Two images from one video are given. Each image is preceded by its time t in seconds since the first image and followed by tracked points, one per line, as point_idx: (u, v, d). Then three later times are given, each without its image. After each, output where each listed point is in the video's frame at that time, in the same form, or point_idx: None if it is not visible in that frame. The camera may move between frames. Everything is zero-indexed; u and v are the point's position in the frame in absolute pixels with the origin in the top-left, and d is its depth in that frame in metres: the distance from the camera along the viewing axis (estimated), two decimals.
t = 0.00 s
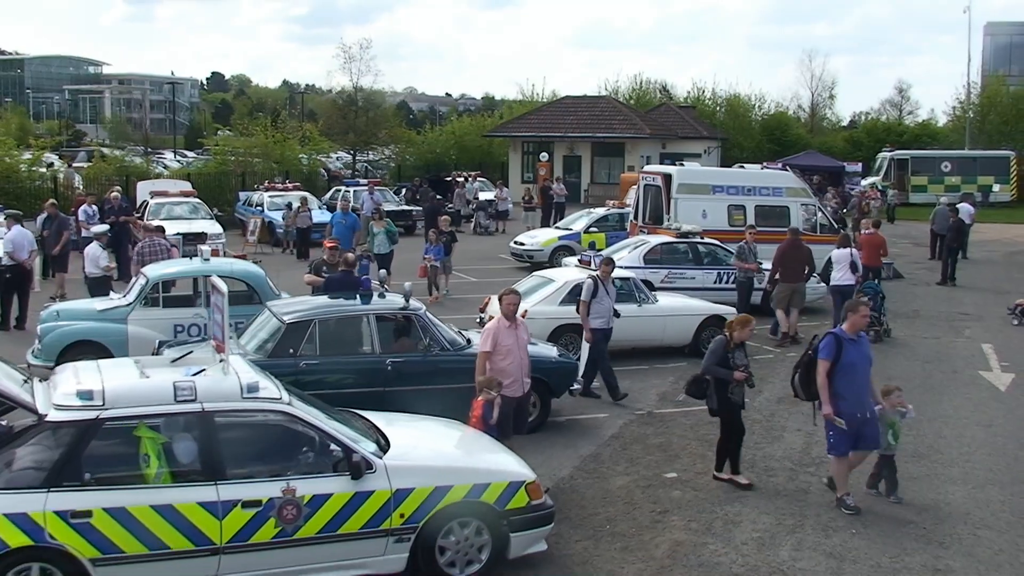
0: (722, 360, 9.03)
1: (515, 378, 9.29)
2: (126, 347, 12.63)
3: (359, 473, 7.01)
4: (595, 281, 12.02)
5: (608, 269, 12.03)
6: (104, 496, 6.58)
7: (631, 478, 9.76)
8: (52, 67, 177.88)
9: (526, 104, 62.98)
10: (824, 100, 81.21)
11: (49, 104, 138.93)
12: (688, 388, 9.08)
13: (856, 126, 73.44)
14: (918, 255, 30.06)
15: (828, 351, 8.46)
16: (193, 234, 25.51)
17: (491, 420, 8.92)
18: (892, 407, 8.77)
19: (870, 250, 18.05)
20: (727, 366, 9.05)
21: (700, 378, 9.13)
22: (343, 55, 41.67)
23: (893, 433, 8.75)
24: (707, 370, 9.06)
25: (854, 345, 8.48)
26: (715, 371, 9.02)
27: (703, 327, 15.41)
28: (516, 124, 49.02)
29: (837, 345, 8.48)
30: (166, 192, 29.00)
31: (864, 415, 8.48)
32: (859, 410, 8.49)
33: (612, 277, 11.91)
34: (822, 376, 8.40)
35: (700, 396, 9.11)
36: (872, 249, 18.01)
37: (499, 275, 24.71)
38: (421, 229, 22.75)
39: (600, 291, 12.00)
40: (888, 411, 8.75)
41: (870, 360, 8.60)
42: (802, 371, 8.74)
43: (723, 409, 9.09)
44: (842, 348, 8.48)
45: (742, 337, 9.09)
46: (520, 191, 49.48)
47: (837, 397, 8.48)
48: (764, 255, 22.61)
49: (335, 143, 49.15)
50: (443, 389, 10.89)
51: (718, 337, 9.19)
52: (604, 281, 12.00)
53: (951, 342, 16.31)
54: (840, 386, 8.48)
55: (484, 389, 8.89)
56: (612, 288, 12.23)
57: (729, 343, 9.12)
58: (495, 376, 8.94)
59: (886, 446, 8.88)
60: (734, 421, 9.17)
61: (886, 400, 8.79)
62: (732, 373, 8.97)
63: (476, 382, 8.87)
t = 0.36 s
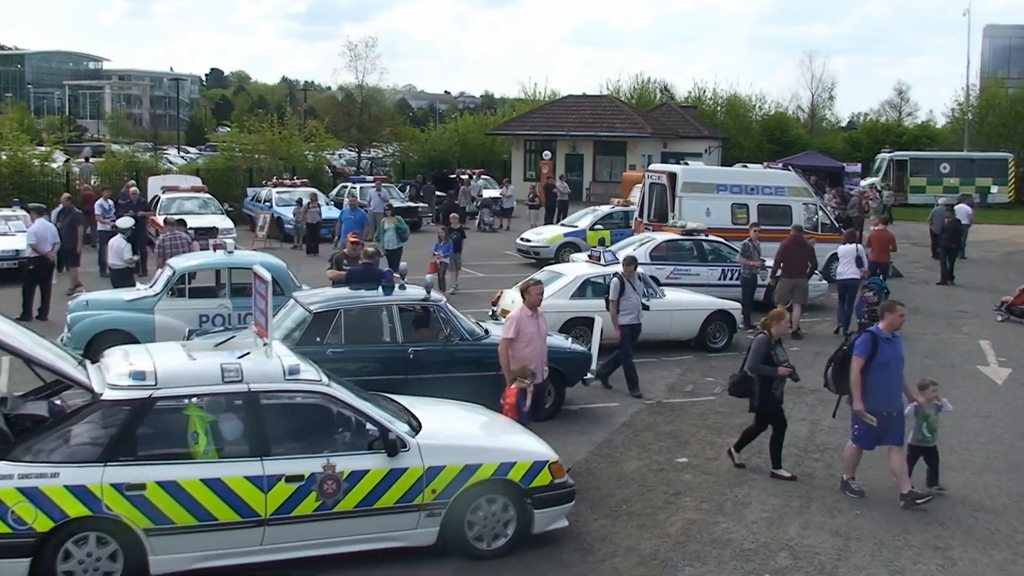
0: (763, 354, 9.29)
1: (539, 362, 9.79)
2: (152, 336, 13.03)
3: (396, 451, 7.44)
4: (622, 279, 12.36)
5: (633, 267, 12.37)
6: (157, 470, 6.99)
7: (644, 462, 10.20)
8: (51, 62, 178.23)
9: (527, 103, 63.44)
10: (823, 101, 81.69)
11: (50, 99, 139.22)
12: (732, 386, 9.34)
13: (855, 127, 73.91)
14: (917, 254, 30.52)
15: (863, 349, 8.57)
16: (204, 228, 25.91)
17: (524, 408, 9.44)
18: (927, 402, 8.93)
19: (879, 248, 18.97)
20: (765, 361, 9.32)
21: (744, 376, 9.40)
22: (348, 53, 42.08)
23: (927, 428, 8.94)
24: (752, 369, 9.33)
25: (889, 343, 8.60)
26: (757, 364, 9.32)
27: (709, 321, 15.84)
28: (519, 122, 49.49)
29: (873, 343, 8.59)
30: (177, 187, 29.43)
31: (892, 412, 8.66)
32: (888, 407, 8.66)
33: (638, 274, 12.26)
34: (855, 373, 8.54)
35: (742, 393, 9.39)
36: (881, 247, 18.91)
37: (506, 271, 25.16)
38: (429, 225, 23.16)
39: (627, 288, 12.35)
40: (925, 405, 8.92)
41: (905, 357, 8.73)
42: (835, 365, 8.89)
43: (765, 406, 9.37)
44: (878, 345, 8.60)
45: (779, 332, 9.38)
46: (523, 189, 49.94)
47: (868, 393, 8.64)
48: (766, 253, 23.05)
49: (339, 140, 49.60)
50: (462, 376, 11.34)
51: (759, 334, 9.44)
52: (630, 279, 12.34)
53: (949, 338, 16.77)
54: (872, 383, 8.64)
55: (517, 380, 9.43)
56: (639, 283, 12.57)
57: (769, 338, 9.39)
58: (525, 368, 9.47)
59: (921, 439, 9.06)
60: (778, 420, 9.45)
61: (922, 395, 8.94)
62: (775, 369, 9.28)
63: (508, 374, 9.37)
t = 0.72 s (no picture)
0: (798, 342, 9.58)
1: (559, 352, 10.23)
2: (176, 326, 13.47)
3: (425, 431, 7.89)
4: (640, 273, 12.70)
5: (652, 262, 12.67)
6: (201, 448, 7.40)
7: (654, 446, 10.66)
8: (50, 57, 178.41)
9: (527, 100, 63.88)
10: (821, 98, 82.16)
11: (49, 95, 139.53)
12: (764, 370, 9.61)
13: (853, 125, 74.42)
14: (915, 250, 31.01)
15: (899, 338, 8.85)
16: (213, 223, 26.29)
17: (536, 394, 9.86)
18: (956, 395, 9.20)
19: (882, 244, 19.75)
20: (800, 350, 9.61)
21: (778, 363, 9.69)
22: (352, 50, 42.56)
23: (957, 419, 9.20)
24: (786, 357, 9.62)
25: (924, 334, 8.88)
26: (792, 353, 9.61)
27: (713, 313, 16.29)
28: (521, 119, 49.89)
29: (908, 333, 8.89)
30: (186, 183, 29.87)
31: (926, 402, 8.94)
32: (923, 396, 8.94)
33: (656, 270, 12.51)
34: (891, 361, 8.82)
35: (776, 378, 9.65)
36: (883, 242, 19.77)
37: (512, 265, 25.64)
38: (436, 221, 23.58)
39: (644, 282, 12.70)
40: (953, 399, 9.23)
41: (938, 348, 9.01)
42: (871, 356, 9.24)
43: (796, 390, 9.69)
44: (913, 335, 8.89)
45: (814, 322, 9.66)
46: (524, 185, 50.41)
47: (902, 382, 8.93)
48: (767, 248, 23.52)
49: (342, 136, 50.03)
50: (478, 365, 11.79)
51: (794, 322, 9.71)
52: (648, 273, 12.67)
53: (946, 331, 17.24)
54: (907, 372, 8.91)
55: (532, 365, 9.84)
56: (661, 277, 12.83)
57: (803, 327, 9.68)
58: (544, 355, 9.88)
59: (952, 433, 9.30)
60: (810, 405, 9.76)
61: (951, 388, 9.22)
62: (809, 358, 9.56)
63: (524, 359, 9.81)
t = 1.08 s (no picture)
0: (838, 340, 9.79)
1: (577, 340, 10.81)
2: (196, 324, 13.94)
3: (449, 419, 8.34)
4: (657, 273, 13.02)
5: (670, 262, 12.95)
6: (240, 435, 7.84)
7: (662, 436, 11.11)
8: (47, 62, 178.72)
9: (525, 103, 64.35)
10: (816, 99, 82.77)
11: (46, 100, 139.80)
12: (803, 366, 9.90)
13: (848, 125, 74.97)
14: (911, 248, 31.51)
15: (921, 338, 9.09)
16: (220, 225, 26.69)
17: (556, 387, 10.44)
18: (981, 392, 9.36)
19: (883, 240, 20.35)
20: (840, 347, 9.86)
21: (818, 359, 9.95)
22: (353, 54, 43.00)
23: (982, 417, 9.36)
24: (826, 353, 9.87)
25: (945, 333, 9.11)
26: (832, 350, 9.84)
27: (715, 310, 16.74)
28: (521, 121, 50.24)
29: (931, 333, 9.11)
30: (193, 186, 30.31)
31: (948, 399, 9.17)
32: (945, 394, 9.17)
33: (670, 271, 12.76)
34: (912, 360, 9.09)
35: (814, 375, 9.92)
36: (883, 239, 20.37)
37: (515, 265, 26.11)
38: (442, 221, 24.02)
39: (661, 281, 13.02)
40: (979, 395, 9.38)
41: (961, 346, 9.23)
42: (894, 354, 9.46)
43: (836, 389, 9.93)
44: (935, 335, 9.10)
45: (854, 319, 9.86)
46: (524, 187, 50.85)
47: (925, 381, 9.16)
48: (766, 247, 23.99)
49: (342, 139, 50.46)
50: (491, 360, 12.23)
51: (836, 320, 9.92)
52: (666, 273, 12.97)
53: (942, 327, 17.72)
54: (929, 370, 9.15)
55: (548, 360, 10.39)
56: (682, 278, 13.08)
57: (844, 324, 9.89)
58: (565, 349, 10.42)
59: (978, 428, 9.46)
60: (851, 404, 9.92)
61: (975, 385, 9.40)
62: (848, 355, 9.79)
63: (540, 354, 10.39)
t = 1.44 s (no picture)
0: (874, 338, 10.08)
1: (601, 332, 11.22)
2: (220, 320, 14.40)
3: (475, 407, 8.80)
4: (682, 271, 13.39)
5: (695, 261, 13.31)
6: (278, 420, 8.28)
7: (673, 427, 11.54)
8: (48, 61, 179.01)
9: (527, 106, 64.78)
10: (815, 103, 83.26)
11: (45, 99, 139.92)
12: (839, 363, 10.21)
13: (848, 129, 75.45)
14: (910, 252, 31.98)
15: (947, 336, 9.31)
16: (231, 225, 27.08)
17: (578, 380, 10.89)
18: (1009, 392, 9.55)
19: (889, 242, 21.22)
20: (876, 344, 10.14)
21: (855, 355, 10.24)
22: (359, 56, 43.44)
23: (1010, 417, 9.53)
24: (862, 349, 10.16)
25: (971, 331, 9.33)
26: (869, 348, 10.12)
27: (721, 309, 17.17)
28: (524, 124, 50.51)
29: (957, 331, 9.33)
30: (204, 186, 30.74)
31: (975, 396, 9.36)
32: (971, 391, 9.36)
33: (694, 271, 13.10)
34: (940, 358, 9.27)
35: (852, 372, 10.22)
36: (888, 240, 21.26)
37: (522, 266, 26.57)
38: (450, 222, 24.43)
39: (684, 280, 13.39)
40: (1007, 395, 9.55)
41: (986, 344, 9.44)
42: (923, 353, 9.70)
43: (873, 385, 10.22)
44: (961, 333, 9.34)
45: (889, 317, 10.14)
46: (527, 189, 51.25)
47: (953, 378, 9.35)
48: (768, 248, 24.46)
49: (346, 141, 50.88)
50: (506, 355, 12.66)
51: (871, 317, 10.22)
52: (690, 272, 13.34)
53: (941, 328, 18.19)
54: (956, 368, 9.34)
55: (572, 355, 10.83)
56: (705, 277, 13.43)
57: (879, 322, 10.18)
58: (589, 344, 10.82)
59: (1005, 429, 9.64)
60: (882, 400, 10.26)
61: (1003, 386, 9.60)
62: (884, 352, 10.09)
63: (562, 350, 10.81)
